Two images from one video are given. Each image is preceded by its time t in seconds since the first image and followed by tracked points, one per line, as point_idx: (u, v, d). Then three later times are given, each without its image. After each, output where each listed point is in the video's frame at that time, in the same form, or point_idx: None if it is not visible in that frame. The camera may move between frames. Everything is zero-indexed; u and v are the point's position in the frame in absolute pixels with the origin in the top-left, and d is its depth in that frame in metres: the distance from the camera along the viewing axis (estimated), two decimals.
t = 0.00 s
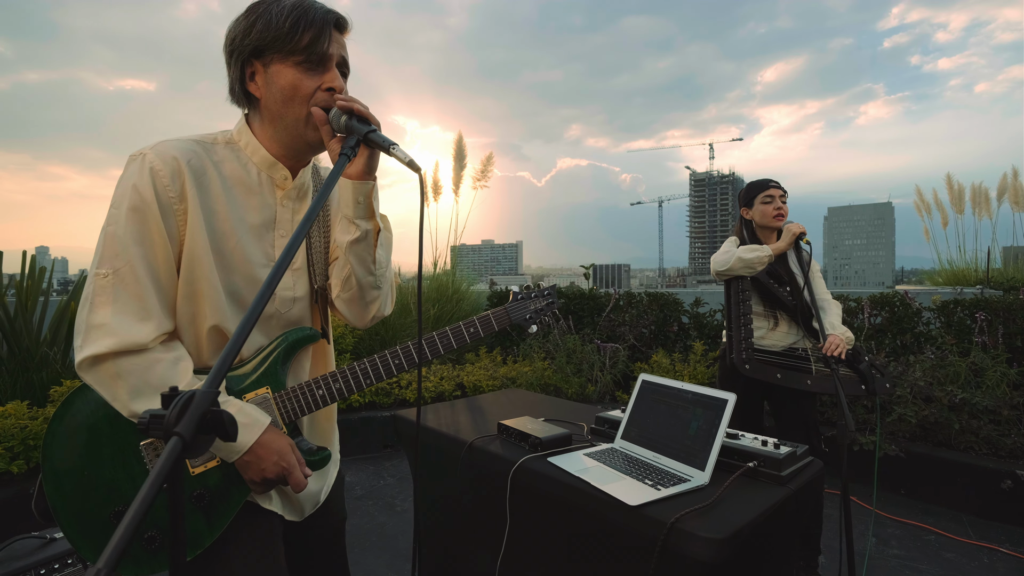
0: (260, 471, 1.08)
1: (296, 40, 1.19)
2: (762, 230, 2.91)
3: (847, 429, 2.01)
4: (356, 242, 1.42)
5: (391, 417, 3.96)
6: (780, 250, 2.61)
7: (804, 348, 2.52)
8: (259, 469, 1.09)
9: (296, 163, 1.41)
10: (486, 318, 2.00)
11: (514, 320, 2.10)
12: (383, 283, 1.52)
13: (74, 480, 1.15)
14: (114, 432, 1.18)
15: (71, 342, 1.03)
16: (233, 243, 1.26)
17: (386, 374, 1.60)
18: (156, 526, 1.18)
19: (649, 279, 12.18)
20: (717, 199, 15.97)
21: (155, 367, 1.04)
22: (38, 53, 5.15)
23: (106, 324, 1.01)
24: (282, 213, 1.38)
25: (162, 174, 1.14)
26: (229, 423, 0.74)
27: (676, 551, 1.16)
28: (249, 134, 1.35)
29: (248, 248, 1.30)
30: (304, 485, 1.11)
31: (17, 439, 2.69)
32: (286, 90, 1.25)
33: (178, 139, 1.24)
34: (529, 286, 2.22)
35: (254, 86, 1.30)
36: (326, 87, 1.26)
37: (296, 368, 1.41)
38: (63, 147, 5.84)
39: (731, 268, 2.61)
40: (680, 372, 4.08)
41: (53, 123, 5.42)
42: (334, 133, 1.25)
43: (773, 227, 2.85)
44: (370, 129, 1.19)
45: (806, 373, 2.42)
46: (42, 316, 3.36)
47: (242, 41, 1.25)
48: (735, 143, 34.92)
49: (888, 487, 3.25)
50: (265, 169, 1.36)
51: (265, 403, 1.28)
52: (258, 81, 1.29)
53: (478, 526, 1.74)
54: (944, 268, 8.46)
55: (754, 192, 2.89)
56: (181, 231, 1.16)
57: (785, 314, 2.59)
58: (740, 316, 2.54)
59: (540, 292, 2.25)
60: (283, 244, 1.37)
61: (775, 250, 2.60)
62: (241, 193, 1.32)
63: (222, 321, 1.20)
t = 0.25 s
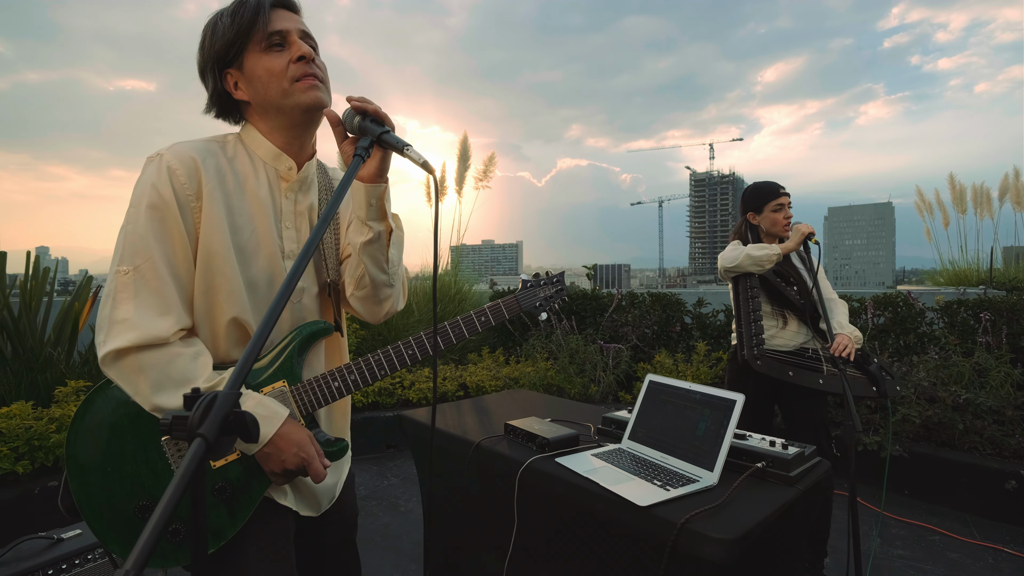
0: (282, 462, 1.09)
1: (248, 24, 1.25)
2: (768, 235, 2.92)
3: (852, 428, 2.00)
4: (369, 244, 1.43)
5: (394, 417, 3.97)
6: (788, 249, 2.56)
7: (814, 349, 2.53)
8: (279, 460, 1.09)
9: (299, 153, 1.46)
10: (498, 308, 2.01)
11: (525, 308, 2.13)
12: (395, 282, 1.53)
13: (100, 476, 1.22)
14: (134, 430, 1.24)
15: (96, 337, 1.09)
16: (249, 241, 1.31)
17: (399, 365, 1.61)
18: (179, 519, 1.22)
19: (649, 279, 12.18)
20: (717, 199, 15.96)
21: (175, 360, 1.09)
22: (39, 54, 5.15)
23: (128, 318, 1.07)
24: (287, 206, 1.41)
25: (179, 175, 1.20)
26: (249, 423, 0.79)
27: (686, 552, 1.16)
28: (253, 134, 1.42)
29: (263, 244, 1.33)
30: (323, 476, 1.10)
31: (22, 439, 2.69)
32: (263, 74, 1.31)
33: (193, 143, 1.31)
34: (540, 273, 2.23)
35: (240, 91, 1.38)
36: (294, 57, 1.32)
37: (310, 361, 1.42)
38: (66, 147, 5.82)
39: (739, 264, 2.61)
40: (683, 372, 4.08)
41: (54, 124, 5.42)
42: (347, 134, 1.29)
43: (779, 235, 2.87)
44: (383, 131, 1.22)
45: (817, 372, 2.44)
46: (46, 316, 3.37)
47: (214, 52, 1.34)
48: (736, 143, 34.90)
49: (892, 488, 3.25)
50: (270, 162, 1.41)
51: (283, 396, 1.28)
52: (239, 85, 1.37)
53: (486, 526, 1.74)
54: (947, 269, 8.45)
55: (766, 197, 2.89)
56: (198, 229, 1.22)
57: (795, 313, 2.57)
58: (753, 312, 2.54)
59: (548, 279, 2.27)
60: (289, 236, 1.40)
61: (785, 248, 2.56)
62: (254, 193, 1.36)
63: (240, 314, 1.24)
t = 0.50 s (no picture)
0: (283, 465, 1.10)
1: (286, 30, 1.25)
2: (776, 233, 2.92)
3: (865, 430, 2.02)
4: (381, 247, 1.43)
5: (397, 418, 3.97)
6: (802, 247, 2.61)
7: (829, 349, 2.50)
8: (281, 463, 1.10)
9: (315, 161, 1.45)
10: (499, 320, 2.01)
11: (526, 322, 2.12)
12: (408, 284, 1.54)
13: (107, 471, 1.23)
14: (141, 428, 1.24)
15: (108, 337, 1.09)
16: (260, 244, 1.31)
17: (400, 373, 1.61)
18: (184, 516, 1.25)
19: (649, 279, 12.18)
20: (717, 199, 15.96)
21: (185, 362, 1.10)
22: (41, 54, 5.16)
23: (140, 320, 1.08)
24: (301, 211, 1.41)
25: (194, 179, 1.21)
26: (271, 427, 0.80)
27: (697, 553, 1.16)
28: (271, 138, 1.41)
29: (275, 248, 1.34)
30: (323, 478, 1.11)
31: (27, 440, 2.70)
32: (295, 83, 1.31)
33: (209, 146, 1.31)
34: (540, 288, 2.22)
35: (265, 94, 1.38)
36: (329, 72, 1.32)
37: (319, 365, 1.43)
38: (66, 147, 5.85)
39: (754, 259, 2.58)
40: (686, 372, 4.08)
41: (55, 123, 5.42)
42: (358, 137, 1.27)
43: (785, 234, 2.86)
44: (395, 135, 1.21)
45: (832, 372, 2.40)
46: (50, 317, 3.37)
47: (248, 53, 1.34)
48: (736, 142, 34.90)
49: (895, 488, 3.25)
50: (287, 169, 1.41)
51: (288, 400, 1.29)
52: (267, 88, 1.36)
53: (493, 527, 1.75)
54: (948, 269, 8.46)
55: (781, 192, 2.85)
56: (211, 233, 1.23)
57: (810, 310, 2.59)
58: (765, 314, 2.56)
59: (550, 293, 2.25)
60: (302, 241, 1.40)
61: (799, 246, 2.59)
62: (266, 196, 1.36)
63: (250, 318, 1.25)
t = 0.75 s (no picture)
0: (282, 473, 1.06)
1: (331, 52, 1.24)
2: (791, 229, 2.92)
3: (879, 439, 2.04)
4: (393, 252, 1.44)
5: (400, 418, 3.98)
6: (818, 243, 2.62)
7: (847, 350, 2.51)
8: (280, 471, 1.06)
9: (332, 174, 1.45)
10: (509, 335, 2.01)
11: (537, 337, 2.10)
12: (418, 290, 1.54)
13: (114, 467, 1.24)
14: (151, 426, 1.25)
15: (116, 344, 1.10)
16: (270, 254, 1.31)
17: (405, 387, 1.61)
18: (187, 516, 1.27)
19: (649, 279, 12.19)
20: (717, 199, 15.97)
21: (191, 372, 1.10)
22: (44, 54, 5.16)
23: (148, 329, 1.08)
24: (319, 223, 1.42)
25: (206, 189, 1.21)
26: (294, 425, 0.81)
27: (706, 554, 1.16)
28: (290, 145, 1.41)
29: (286, 259, 1.34)
30: (323, 489, 1.09)
31: (33, 440, 2.70)
32: (325, 100, 1.30)
33: (223, 152, 1.31)
34: (554, 303, 2.19)
35: (292, 98, 1.36)
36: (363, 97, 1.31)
37: (325, 373, 1.44)
38: (67, 148, 5.86)
39: (765, 255, 2.59)
40: (688, 373, 4.09)
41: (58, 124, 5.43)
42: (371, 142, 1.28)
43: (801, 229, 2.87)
44: (409, 139, 1.21)
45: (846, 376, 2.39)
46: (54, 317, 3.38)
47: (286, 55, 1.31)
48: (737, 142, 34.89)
49: (898, 489, 3.26)
50: (304, 180, 1.41)
51: (292, 406, 1.29)
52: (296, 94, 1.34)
53: (500, 527, 1.75)
54: (950, 269, 8.47)
55: (796, 187, 2.85)
56: (222, 243, 1.23)
57: (826, 311, 2.59)
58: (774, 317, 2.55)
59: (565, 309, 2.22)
60: (319, 253, 1.40)
61: (816, 242, 2.62)
62: (279, 206, 1.36)
63: (258, 331, 1.26)
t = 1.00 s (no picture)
0: (295, 476, 1.06)
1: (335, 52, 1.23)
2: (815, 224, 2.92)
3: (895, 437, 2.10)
4: (404, 252, 1.44)
5: (403, 418, 3.98)
6: (838, 241, 2.53)
7: (862, 356, 2.54)
8: (293, 474, 1.06)
9: (338, 174, 1.45)
10: (518, 334, 2.00)
11: (546, 336, 2.09)
12: (429, 291, 1.54)
13: (127, 473, 1.24)
14: (164, 431, 1.26)
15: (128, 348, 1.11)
16: (278, 255, 1.31)
17: (416, 387, 1.60)
18: (199, 522, 1.27)
19: (650, 279, 12.20)
20: (718, 199, 15.98)
21: (202, 374, 1.11)
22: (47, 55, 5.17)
23: (158, 332, 1.09)
24: (325, 225, 1.42)
25: (211, 192, 1.21)
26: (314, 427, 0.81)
27: (714, 553, 1.17)
28: (296, 148, 1.41)
29: (294, 260, 1.34)
30: (335, 492, 1.09)
31: (38, 440, 2.71)
32: (329, 100, 1.30)
33: (230, 155, 1.32)
34: (563, 302, 2.19)
35: (296, 98, 1.36)
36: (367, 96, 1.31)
37: (336, 376, 1.45)
38: (69, 149, 5.87)
39: (782, 260, 2.59)
40: (691, 373, 4.09)
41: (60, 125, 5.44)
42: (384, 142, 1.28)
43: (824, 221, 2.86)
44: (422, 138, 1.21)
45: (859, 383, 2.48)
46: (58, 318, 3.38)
47: (290, 55, 1.30)
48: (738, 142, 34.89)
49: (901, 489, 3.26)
50: (309, 182, 1.41)
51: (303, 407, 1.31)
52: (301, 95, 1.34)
53: (506, 527, 1.75)
54: (951, 269, 8.47)
55: (811, 182, 2.87)
56: (229, 245, 1.23)
57: (843, 316, 2.58)
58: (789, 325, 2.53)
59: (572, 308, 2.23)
60: (325, 254, 1.40)
61: (833, 240, 2.54)
62: (285, 207, 1.36)
63: (267, 331, 1.26)
